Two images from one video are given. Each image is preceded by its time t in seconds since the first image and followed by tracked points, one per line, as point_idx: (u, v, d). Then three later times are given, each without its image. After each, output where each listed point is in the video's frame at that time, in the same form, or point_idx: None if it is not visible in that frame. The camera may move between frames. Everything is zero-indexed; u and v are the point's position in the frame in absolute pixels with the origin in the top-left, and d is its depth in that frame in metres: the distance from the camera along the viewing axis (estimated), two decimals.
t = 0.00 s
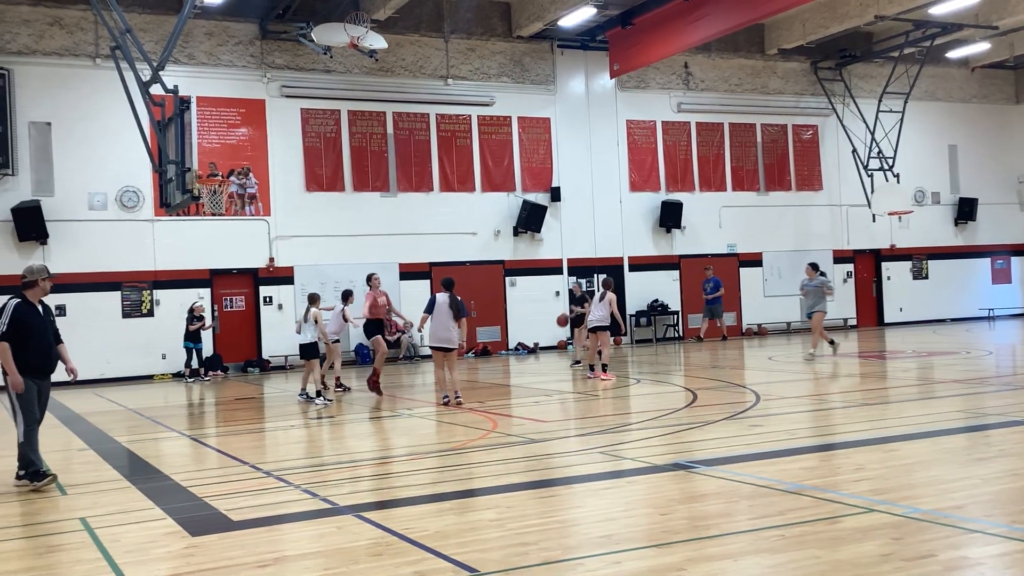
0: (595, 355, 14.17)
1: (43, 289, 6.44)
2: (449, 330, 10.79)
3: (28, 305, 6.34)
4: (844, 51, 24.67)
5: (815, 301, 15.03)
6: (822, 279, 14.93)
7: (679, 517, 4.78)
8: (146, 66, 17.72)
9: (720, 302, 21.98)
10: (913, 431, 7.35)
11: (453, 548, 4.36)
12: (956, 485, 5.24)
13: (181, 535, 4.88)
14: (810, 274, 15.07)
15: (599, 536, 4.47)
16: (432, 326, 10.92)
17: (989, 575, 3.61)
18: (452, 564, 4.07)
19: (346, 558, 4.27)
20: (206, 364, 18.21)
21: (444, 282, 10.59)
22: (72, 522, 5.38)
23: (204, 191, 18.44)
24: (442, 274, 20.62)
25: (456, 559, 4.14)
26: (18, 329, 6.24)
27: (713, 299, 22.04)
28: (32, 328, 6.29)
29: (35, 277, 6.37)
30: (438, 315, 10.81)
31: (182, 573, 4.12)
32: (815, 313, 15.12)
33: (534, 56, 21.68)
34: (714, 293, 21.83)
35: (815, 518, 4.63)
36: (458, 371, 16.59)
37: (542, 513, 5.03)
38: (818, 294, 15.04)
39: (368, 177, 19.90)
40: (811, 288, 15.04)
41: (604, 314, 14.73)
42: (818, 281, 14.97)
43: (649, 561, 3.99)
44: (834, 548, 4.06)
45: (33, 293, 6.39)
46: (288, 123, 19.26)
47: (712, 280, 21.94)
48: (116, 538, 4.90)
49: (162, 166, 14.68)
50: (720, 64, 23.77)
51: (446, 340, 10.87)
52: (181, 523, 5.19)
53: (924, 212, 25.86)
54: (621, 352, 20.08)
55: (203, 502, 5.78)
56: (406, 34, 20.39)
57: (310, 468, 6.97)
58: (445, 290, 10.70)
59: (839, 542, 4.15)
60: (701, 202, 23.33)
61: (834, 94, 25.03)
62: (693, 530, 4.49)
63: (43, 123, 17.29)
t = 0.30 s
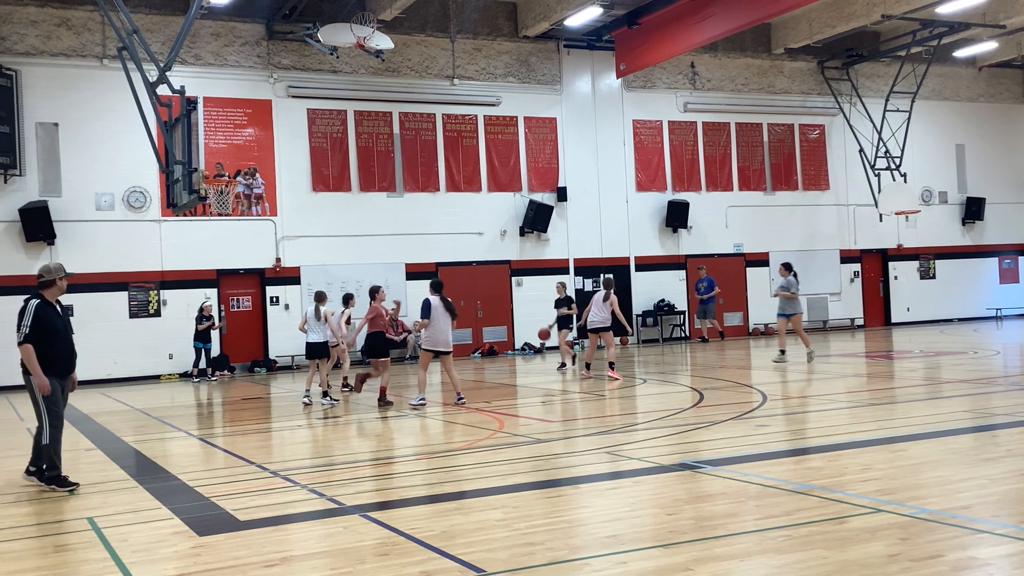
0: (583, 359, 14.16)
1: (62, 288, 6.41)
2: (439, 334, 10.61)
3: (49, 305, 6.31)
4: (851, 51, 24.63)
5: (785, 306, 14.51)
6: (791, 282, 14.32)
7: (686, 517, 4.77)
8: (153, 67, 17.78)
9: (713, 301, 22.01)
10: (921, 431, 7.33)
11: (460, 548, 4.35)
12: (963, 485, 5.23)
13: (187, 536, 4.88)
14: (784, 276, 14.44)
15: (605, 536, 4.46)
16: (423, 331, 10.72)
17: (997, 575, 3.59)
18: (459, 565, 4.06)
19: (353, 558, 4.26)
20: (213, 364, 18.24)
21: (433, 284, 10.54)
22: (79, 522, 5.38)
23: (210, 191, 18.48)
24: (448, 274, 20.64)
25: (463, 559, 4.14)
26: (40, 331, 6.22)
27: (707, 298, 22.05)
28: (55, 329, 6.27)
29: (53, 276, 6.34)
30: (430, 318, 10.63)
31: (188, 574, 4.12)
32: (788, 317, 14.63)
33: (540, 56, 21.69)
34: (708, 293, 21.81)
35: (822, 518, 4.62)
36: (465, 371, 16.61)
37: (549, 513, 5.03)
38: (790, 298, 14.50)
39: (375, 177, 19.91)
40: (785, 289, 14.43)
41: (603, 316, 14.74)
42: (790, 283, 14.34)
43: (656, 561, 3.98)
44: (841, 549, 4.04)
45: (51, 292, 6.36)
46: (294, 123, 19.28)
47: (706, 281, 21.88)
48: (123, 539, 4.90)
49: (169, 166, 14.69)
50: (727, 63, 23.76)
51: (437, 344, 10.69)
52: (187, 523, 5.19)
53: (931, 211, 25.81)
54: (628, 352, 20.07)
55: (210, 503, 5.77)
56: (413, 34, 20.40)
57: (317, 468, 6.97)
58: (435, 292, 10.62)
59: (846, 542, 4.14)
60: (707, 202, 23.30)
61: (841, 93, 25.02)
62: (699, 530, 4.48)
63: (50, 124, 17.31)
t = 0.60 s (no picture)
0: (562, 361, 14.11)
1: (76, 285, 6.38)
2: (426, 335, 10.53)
3: (67, 303, 6.24)
4: (855, 50, 24.61)
5: (760, 308, 14.32)
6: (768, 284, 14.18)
7: (690, 517, 4.77)
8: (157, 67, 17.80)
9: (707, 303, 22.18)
10: (925, 431, 7.32)
11: (463, 548, 4.35)
12: (967, 485, 5.22)
13: (191, 536, 4.88)
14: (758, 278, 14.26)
15: (609, 536, 4.46)
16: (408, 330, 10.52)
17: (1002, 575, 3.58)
18: (463, 564, 4.05)
19: (357, 558, 4.26)
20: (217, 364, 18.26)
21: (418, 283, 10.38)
22: (83, 522, 5.39)
23: (214, 191, 18.49)
24: (451, 274, 20.65)
25: (467, 559, 4.13)
26: (59, 329, 6.14)
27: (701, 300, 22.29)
28: (74, 328, 6.20)
29: (67, 274, 6.32)
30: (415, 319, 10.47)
31: (192, 574, 4.12)
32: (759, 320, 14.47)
33: (544, 56, 21.69)
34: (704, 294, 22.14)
35: (827, 518, 4.62)
36: (469, 371, 16.62)
37: (552, 513, 5.02)
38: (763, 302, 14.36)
39: (379, 177, 19.91)
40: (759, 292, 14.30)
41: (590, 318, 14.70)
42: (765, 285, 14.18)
43: (660, 561, 3.98)
44: (846, 549, 4.03)
45: (67, 290, 6.35)
46: (298, 123, 19.29)
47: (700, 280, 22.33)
48: (127, 539, 4.90)
49: (173, 167, 14.70)
50: (731, 63, 23.75)
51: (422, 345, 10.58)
52: (191, 523, 5.19)
53: (936, 211, 25.78)
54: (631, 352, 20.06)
55: (214, 503, 5.77)
56: (417, 34, 20.42)
57: (321, 468, 6.97)
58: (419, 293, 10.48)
59: (850, 542, 4.13)
60: (711, 201, 23.30)
61: (844, 93, 25.02)
62: (703, 531, 4.48)
63: (55, 124, 17.34)
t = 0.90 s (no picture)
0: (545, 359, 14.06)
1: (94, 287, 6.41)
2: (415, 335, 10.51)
3: (85, 305, 6.26)
4: (856, 50, 24.61)
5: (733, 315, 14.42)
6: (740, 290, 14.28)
7: (691, 517, 4.77)
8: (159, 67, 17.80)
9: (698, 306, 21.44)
10: (927, 431, 7.32)
11: (465, 548, 4.35)
12: (969, 485, 5.22)
13: (193, 536, 4.89)
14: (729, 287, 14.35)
15: (611, 536, 4.46)
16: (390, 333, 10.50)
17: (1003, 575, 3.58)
18: (465, 565, 4.05)
19: (358, 558, 4.26)
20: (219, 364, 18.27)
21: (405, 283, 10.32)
22: (85, 522, 5.39)
23: (216, 191, 18.50)
24: (453, 274, 20.65)
25: (468, 559, 4.13)
26: (77, 330, 6.16)
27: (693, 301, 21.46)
28: (92, 329, 6.22)
29: (86, 275, 6.33)
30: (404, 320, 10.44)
31: (193, 574, 4.12)
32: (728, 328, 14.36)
33: (545, 56, 21.70)
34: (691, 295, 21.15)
35: (828, 518, 4.62)
36: (470, 372, 16.63)
37: (554, 513, 5.02)
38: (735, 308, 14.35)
39: (380, 177, 19.92)
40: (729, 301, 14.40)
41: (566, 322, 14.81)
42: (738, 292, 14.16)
43: (662, 561, 3.98)
44: (847, 549, 4.03)
45: (84, 292, 6.33)
46: (300, 123, 19.30)
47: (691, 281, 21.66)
48: (128, 539, 4.90)
49: (174, 167, 14.71)
50: (732, 63, 23.75)
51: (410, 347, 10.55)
52: (193, 523, 5.19)
53: (938, 211, 25.76)
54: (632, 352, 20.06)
55: (216, 503, 5.77)
56: (418, 34, 20.42)
57: (322, 468, 6.97)
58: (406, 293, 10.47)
59: (852, 542, 4.13)
60: (712, 201, 23.30)
61: (846, 92, 25.03)
62: (704, 530, 4.48)
63: (57, 124, 17.37)
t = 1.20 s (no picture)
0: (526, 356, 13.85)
1: (119, 285, 6.32)
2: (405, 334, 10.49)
3: (108, 302, 6.18)
4: (857, 50, 24.62)
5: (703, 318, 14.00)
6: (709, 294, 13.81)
7: (692, 517, 4.77)
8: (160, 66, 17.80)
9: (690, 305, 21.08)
10: (928, 431, 7.32)
11: (466, 548, 4.35)
12: (970, 485, 5.21)
13: (193, 535, 4.89)
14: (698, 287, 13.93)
15: (611, 536, 4.46)
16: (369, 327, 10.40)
17: (1004, 575, 3.58)
18: (466, 565, 4.05)
19: (359, 558, 4.26)
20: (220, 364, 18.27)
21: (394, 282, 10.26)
22: (86, 522, 5.40)
23: (217, 191, 18.50)
24: (453, 274, 20.65)
25: (469, 559, 4.13)
26: (100, 327, 6.08)
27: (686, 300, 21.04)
28: (115, 327, 6.13)
29: (110, 273, 6.25)
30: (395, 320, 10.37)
31: (195, 573, 4.13)
32: (702, 332, 14.14)
33: (546, 56, 21.71)
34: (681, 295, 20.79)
35: (829, 517, 4.61)
36: (471, 372, 16.63)
37: (555, 513, 5.02)
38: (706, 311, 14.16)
39: (381, 177, 19.92)
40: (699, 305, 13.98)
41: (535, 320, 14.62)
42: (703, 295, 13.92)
43: (663, 561, 3.97)
44: (848, 549, 4.03)
45: (108, 289, 6.25)
46: (301, 123, 19.31)
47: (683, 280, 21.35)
48: (129, 539, 4.90)
49: (175, 167, 14.70)
50: (733, 63, 23.75)
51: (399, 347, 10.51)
52: (193, 523, 5.19)
53: (939, 211, 25.73)
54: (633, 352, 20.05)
55: (216, 503, 5.77)
56: (419, 34, 20.43)
57: (322, 468, 6.97)
58: (396, 293, 10.41)
59: (853, 542, 4.13)
60: (713, 201, 23.30)
61: (847, 92, 25.02)
62: (705, 530, 4.48)
63: (58, 124, 17.38)
